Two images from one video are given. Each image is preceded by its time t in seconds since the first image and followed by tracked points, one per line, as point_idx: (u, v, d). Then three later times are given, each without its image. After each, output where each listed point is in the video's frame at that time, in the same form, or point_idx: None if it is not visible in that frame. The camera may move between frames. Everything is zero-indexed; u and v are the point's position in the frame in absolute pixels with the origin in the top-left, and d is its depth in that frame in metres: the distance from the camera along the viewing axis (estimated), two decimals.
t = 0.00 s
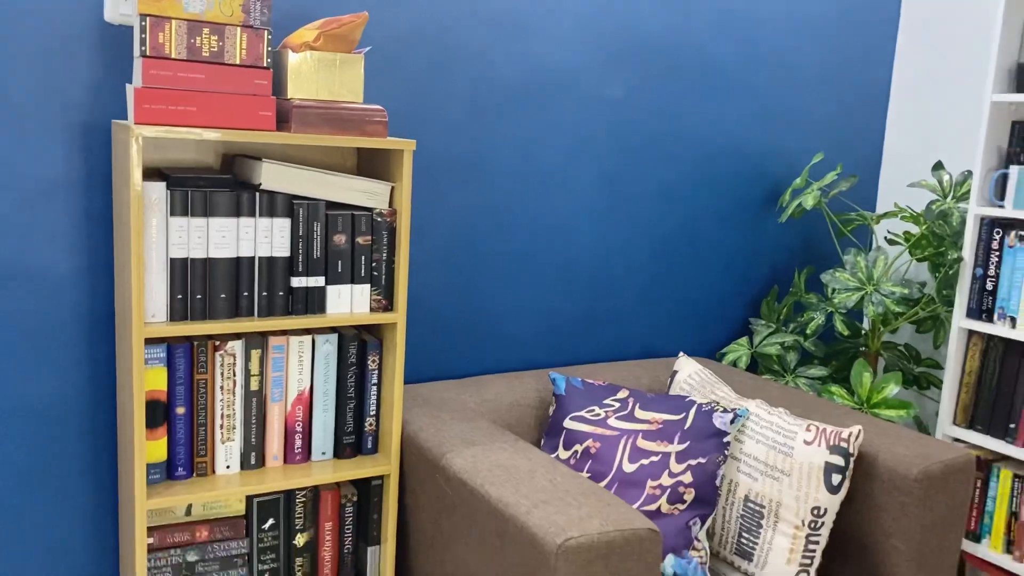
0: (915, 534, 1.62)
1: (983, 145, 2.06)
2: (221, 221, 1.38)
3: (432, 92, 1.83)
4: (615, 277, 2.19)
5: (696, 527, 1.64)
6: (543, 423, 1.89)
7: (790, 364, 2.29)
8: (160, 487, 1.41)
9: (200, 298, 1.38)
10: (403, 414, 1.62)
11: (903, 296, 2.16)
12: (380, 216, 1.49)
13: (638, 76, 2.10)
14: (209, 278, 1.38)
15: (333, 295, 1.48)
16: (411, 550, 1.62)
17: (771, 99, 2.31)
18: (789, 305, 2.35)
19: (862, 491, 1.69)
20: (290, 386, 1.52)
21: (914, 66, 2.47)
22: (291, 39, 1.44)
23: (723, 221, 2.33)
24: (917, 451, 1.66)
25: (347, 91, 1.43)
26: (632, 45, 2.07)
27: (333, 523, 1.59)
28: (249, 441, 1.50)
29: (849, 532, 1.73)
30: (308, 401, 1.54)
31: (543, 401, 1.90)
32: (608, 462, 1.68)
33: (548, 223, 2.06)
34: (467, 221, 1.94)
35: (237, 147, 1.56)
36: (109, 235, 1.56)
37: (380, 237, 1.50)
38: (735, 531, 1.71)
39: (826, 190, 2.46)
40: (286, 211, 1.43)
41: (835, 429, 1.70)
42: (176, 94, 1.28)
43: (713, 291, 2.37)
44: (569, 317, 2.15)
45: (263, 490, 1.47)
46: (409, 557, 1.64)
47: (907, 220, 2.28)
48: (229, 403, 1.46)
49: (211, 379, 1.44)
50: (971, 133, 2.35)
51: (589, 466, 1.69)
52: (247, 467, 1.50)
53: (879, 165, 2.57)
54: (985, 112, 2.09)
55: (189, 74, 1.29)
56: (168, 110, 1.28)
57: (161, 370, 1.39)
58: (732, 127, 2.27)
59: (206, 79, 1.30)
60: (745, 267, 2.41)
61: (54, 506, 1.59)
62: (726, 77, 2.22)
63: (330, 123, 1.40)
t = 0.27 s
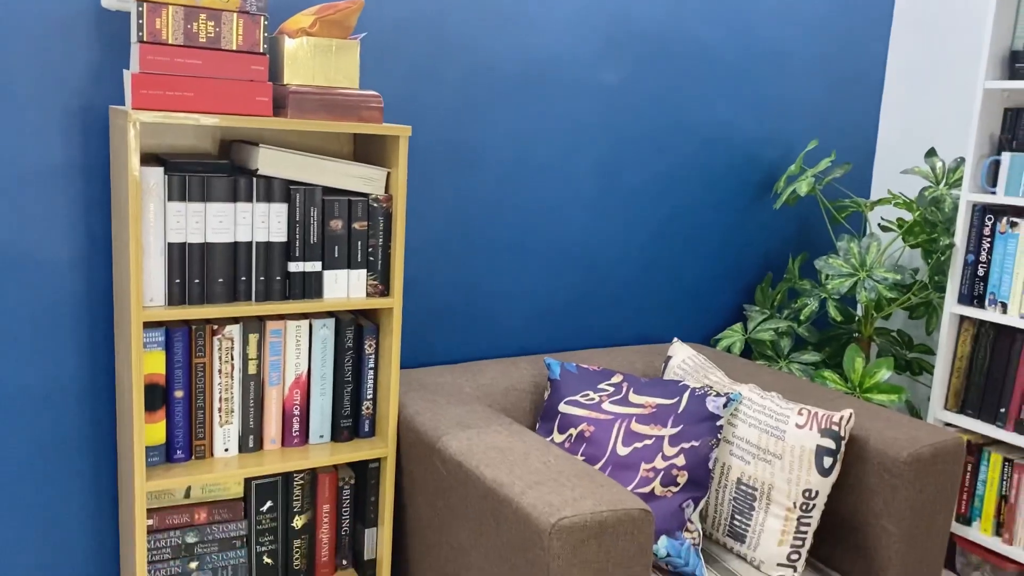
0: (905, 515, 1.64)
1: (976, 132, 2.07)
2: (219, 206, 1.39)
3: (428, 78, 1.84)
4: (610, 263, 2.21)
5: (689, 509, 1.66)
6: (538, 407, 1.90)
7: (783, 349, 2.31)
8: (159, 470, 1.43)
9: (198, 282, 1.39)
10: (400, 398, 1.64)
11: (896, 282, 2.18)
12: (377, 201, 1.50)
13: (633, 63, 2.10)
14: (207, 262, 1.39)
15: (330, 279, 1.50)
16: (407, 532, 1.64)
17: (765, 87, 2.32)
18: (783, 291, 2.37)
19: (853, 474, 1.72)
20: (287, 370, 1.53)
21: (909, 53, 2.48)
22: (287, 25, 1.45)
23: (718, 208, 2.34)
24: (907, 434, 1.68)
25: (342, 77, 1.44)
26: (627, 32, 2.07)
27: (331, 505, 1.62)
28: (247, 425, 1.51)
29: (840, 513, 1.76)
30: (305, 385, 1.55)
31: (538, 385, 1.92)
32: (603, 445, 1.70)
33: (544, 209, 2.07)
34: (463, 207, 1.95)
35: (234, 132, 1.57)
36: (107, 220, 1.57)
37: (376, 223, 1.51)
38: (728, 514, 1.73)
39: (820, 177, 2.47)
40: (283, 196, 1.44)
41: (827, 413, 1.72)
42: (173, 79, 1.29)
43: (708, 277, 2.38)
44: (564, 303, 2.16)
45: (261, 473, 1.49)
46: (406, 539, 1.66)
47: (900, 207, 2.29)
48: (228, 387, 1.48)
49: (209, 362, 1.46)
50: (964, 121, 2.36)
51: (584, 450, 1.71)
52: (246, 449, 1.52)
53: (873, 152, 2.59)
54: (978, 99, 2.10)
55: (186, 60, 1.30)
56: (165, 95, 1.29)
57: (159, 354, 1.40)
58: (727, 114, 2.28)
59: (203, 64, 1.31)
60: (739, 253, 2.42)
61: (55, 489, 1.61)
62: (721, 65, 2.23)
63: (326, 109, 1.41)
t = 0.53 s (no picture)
0: (901, 496, 1.66)
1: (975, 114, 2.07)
2: (218, 187, 1.39)
3: (426, 60, 1.83)
4: (609, 247, 2.21)
5: (686, 490, 1.68)
6: (536, 390, 1.91)
7: (780, 333, 2.31)
8: (160, 450, 1.44)
9: (197, 263, 1.39)
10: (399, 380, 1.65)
11: (893, 265, 2.19)
12: (375, 183, 1.50)
13: (632, 46, 2.10)
14: (207, 243, 1.40)
15: (330, 261, 1.50)
16: (407, 513, 1.66)
17: (764, 70, 2.32)
18: (781, 275, 2.39)
19: (850, 454, 1.73)
20: (287, 351, 1.54)
21: (908, 37, 2.47)
22: (286, 6, 1.45)
23: (716, 191, 2.35)
24: (903, 415, 1.69)
25: (341, 59, 1.44)
26: (626, 14, 2.07)
27: (330, 486, 1.63)
28: (247, 406, 1.52)
29: (837, 494, 1.77)
30: (305, 367, 1.56)
31: (537, 368, 1.93)
32: (600, 427, 1.71)
33: (542, 193, 2.07)
34: (462, 190, 1.95)
35: (232, 114, 1.57)
36: (105, 202, 1.57)
37: (375, 205, 1.51)
38: (726, 494, 1.75)
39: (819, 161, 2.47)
40: (282, 177, 1.44)
41: (824, 394, 1.73)
42: (172, 60, 1.29)
43: (706, 261, 2.39)
44: (562, 286, 2.17)
45: (262, 453, 1.50)
46: (405, 519, 1.67)
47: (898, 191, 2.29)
48: (228, 368, 1.49)
49: (210, 343, 1.46)
50: (963, 105, 2.36)
51: (582, 431, 1.72)
52: (246, 430, 1.53)
53: (871, 137, 2.59)
54: (977, 82, 2.10)
55: (184, 40, 1.30)
56: (163, 75, 1.29)
57: (160, 335, 1.41)
58: (725, 98, 2.28)
59: (201, 45, 1.31)
60: (737, 237, 2.43)
61: (56, 471, 1.62)
62: (720, 48, 2.23)
63: (325, 90, 1.41)
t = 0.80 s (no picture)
0: (899, 480, 1.67)
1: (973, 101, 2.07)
2: (217, 173, 1.39)
3: (425, 46, 1.83)
4: (607, 233, 2.21)
5: (685, 475, 1.68)
6: (536, 376, 1.92)
7: (779, 320, 2.32)
8: (161, 436, 1.44)
9: (197, 250, 1.39)
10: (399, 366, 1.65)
11: (892, 251, 2.19)
12: (375, 169, 1.51)
13: (630, 32, 2.10)
14: (206, 230, 1.40)
15: (329, 248, 1.50)
16: (408, 498, 1.66)
17: (763, 57, 2.32)
18: (779, 261, 2.39)
19: (848, 440, 1.74)
20: (287, 338, 1.54)
21: (906, 24, 2.47)
22: None
23: (715, 178, 2.35)
24: (901, 400, 1.70)
25: (340, 44, 1.44)
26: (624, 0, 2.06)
27: (331, 472, 1.63)
28: (247, 392, 1.52)
29: (835, 479, 1.78)
30: (305, 353, 1.56)
31: (536, 354, 1.93)
32: (600, 413, 1.72)
33: (541, 179, 2.07)
34: (460, 177, 1.95)
35: (231, 100, 1.57)
36: (104, 188, 1.57)
37: (374, 191, 1.51)
38: (725, 479, 1.76)
39: (817, 147, 2.47)
40: (281, 163, 1.44)
41: (823, 379, 1.73)
42: (171, 45, 1.29)
43: (704, 247, 2.39)
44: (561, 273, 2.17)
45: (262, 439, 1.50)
46: (405, 505, 1.68)
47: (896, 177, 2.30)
48: (228, 354, 1.49)
49: (210, 330, 1.46)
50: (962, 92, 2.36)
51: (581, 417, 1.73)
52: (246, 417, 1.53)
53: (870, 123, 2.58)
54: (975, 69, 2.10)
55: (183, 26, 1.30)
56: (162, 61, 1.28)
57: (160, 321, 1.41)
58: (723, 85, 2.28)
59: (200, 31, 1.31)
60: (735, 224, 2.43)
61: (57, 458, 1.62)
62: (718, 34, 2.22)
63: (324, 76, 1.41)
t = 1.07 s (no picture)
0: (884, 465, 1.69)
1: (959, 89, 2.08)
2: (205, 161, 1.39)
3: (413, 33, 1.83)
4: (596, 221, 2.22)
5: (673, 461, 1.69)
6: (525, 363, 1.93)
7: (766, 307, 2.33)
8: (150, 424, 1.44)
9: (186, 238, 1.39)
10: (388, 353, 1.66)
11: (878, 239, 2.20)
12: (363, 157, 1.50)
13: (619, 20, 2.10)
14: (194, 218, 1.40)
15: (318, 236, 1.50)
16: (397, 485, 1.67)
17: (751, 44, 2.32)
18: (767, 249, 2.40)
19: (834, 425, 1.76)
20: (276, 326, 1.54)
21: (894, 12, 2.48)
22: None
23: (703, 166, 2.35)
24: (886, 386, 1.72)
25: (328, 32, 1.43)
26: None
27: (321, 460, 1.64)
28: (236, 380, 1.53)
29: (821, 464, 1.80)
30: (294, 341, 1.57)
31: (525, 342, 1.94)
32: (588, 399, 1.73)
33: (529, 167, 2.07)
34: (449, 165, 1.95)
35: (218, 88, 1.56)
36: (90, 176, 1.56)
37: (363, 178, 1.51)
38: (712, 465, 1.78)
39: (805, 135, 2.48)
40: (269, 151, 1.44)
41: (809, 365, 1.75)
42: (157, 32, 1.28)
43: (693, 234, 2.40)
44: (550, 261, 2.17)
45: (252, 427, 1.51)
46: (395, 492, 1.68)
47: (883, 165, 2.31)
48: (217, 342, 1.49)
49: (199, 318, 1.46)
50: (948, 80, 2.37)
51: (570, 404, 1.74)
52: (236, 405, 1.53)
53: (857, 111, 2.60)
54: (961, 57, 2.11)
55: (170, 13, 1.29)
56: (149, 48, 1.28)
57: (148, 309, 1.41)
58: (711, 73, 2.28)
59: (187, 17, 1.30)
60: (724, 211, 2.44)
61: (46, 447, 1.62)
62: (706, 21, 2.23)
63: (311, 63, 1.40)
